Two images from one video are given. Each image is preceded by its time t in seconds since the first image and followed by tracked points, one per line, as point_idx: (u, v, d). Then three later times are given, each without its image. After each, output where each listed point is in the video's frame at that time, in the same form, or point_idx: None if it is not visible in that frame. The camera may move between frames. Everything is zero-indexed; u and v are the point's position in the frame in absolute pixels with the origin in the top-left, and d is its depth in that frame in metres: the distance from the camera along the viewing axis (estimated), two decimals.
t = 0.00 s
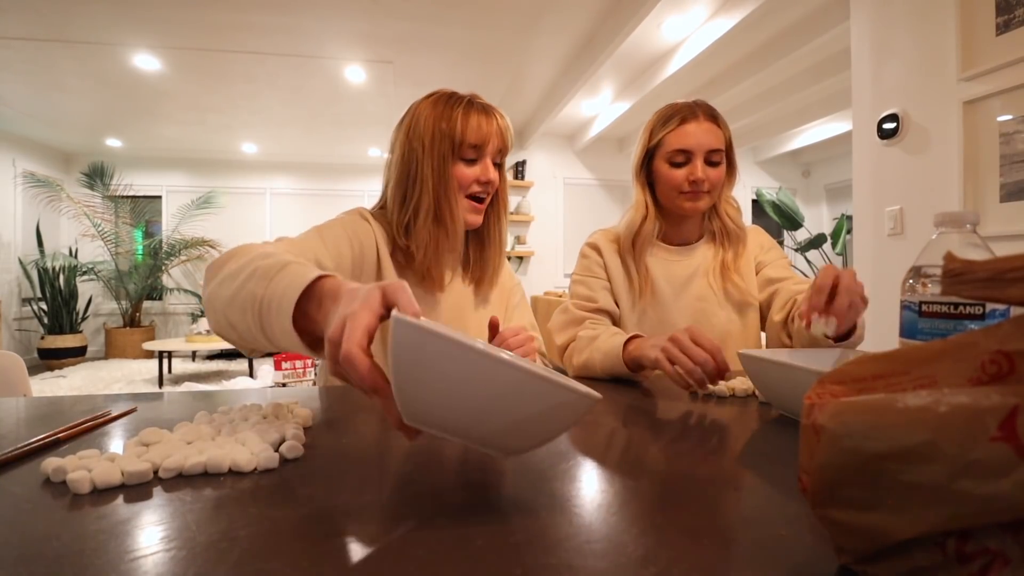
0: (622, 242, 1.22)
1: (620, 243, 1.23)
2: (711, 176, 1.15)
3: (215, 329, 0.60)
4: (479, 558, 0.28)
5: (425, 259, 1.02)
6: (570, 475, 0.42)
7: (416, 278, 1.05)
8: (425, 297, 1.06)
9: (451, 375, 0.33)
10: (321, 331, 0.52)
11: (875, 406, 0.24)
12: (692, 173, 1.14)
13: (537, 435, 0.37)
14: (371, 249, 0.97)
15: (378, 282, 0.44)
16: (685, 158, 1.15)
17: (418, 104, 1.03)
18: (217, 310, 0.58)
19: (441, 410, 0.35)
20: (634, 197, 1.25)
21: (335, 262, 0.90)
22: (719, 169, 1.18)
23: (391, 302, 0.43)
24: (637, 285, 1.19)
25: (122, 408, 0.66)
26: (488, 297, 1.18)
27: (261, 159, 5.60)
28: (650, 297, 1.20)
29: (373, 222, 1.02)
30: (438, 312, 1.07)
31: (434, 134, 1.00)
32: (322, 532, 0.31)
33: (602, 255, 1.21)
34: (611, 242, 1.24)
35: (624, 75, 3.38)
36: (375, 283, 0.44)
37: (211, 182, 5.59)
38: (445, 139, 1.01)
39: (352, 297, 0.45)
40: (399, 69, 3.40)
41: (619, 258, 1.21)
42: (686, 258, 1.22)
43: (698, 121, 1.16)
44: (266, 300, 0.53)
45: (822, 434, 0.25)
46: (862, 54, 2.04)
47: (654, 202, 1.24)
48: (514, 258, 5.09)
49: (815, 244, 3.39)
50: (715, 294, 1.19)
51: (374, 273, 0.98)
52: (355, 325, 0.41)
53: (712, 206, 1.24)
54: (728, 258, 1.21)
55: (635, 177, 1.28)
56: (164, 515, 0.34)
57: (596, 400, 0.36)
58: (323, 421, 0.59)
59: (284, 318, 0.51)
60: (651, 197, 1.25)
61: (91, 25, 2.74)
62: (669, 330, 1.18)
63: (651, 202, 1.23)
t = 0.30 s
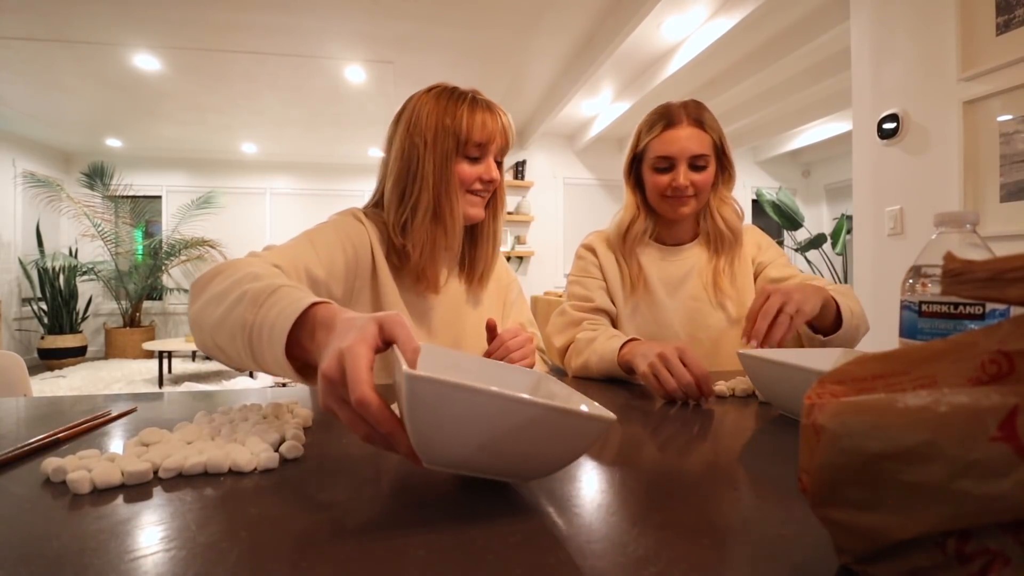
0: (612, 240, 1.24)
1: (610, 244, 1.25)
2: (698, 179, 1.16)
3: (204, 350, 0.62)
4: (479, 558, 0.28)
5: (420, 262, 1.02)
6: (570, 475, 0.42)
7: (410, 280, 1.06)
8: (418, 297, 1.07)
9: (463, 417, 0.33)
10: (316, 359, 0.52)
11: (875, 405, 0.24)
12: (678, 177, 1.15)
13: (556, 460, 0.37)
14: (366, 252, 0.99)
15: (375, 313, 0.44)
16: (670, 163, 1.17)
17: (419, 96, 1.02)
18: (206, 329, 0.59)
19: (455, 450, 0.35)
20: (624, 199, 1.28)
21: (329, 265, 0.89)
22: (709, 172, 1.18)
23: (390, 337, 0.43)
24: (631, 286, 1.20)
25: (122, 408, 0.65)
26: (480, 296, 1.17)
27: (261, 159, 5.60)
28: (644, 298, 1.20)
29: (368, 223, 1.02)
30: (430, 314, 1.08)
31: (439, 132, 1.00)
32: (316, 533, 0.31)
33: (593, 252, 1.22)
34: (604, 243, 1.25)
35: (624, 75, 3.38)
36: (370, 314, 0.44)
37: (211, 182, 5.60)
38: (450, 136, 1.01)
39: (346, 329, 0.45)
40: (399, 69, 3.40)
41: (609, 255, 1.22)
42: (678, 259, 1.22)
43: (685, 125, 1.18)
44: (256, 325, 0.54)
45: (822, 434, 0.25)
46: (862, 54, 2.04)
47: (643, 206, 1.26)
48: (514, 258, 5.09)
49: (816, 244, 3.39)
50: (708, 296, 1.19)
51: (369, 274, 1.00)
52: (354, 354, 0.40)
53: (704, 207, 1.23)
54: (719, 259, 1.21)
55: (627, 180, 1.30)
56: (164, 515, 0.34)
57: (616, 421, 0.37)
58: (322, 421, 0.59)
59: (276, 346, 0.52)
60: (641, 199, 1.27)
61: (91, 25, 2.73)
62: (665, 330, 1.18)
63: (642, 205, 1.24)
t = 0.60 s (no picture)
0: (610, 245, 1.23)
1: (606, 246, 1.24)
2: (698, 176, 1.17)
3: (186, 359, 0.62)
4: (479, 559, 0.28)
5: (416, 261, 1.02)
6: (571, 475, 0.41)
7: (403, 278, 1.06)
8: (411, 297, 1.06)
9: (448, 428, 0.34)
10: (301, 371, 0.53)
11: (876, 404, 0.24)
12: (682, 174, 1.16)
13: (554, 455, 0.39)
14: (357, 253, 0.99)
15: (363, 328, 0.46)
16: (673, 160, 1.16)
17: (411, 92, 1.02)
18: (191, 341, 0.59)
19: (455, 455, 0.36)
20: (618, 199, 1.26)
21: (315, 268, 0.89)
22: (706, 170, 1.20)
23: (379, 353, 0.44)
24: (627, 286, 1.19)
25: (122, 408, 0.66)
26: (475, 292, 1.16)
27: (261, 159, 5.60)
28: (640, 298, 1.20)
29: (360, 226, 1.02)
30: (424, 314, 1.07)
31: (435, 129, 1.00)
32: (316, 533, 0.31)
33: (591, 256, 1.22)
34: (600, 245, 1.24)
35: (624, 75, 3.38)
36: (360, 330, 0.46)
37: (211, 182, 5.60)
38: (447, 133, 1.01)
39: (333, 345, 0.46)
40: (399, 69, 3.40)
41: (607, 261, 1.21)
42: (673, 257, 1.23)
43: (683, 123, 1.19)
44: (241, 340, 0.54)
45: (822, 434, 0.25)
46: (862, 55, 2.05)
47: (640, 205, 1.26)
48: (514, 258, 5.10)
49: (816, 244, 3.39)
50: (705, 295, 1.19)
51: (360, 274, 1.01)
52: (351, 373, 0.40)
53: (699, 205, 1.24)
54: (713, 257, 1.21)
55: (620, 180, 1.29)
56: (163, 515, 0.34)
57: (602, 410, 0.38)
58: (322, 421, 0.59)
59: (262, 360, 0.52)
60: (637, 199, 1.26)
61: (91, 25, 2.73)
62: (662, 330, 1.18)
63: (639, 204, 1.24)
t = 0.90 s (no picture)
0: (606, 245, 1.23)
1: (603, 247, 1.24)
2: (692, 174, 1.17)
3: (185, 364, 0.62)
4: (479, 559, 0.28)
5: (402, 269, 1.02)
6: (572, 475, 0.42)
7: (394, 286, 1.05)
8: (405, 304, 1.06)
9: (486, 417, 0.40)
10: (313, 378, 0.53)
11: (876, 405, 0.24)
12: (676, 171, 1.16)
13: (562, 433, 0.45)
14: (352, 258, 1.00)
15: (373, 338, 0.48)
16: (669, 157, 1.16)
17: (402, 97, 1.03)
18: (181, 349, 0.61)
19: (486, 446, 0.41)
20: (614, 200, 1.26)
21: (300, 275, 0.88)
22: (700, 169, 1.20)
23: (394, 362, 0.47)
24: (625, 288, 1.20)
25: (122, 408, 0.66)
26: (470, 297, 1.16)
27: (261, 159, 5.60)
28: (638, 300, 1.20)
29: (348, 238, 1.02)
30: (417, 319, 1.07)
31: (421, 136, 0.99)
32: (317, 532, 0.31)
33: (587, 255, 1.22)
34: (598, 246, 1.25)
35: (624, 75, 3.38)
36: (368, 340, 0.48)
37: (211, 182, 5.60)
38: (432, 140, 1.00)
39: (343, 357, 0.47)
40: (399, 69, 3.40)
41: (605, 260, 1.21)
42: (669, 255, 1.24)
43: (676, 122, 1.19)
44: (249, 351, 0.54)
45: (821, 435, 0.25)
46: (862, 55, 2.05)
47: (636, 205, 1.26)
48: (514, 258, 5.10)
49: (815, 243, 3.39)
50: (701, 295, 1.19)
51: (354, 279, 1.01)
52: (372, 383, 0.44)
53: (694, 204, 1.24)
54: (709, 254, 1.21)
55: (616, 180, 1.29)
56: (163, 516, 0.34)
57: (600, 386, 0.43)
58: (321, 422, 0.59)
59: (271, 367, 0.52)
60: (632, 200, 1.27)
61: (91, 25, 2.73)
62: (659, 332, 1.18)
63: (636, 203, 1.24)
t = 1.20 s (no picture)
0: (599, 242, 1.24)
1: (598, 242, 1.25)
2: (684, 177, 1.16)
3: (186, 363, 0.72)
4: (479, 558, 0.28)
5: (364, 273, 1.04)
6: (573, 475, 0.42)
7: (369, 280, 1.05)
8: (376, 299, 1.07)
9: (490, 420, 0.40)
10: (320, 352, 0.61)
11: (876, 405, 0.24)
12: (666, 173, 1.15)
13: (570, 430, 0.45)
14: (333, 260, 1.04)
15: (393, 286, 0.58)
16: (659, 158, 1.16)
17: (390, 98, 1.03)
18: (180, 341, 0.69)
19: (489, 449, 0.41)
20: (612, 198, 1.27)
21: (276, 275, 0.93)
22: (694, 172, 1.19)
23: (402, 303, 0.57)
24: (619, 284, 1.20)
25: (122, 407, 0.66)
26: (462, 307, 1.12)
27: (261, 160, 5.60)
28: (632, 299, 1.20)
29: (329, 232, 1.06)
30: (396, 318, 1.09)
31: (396, 131, 0.97)
32: (314, 531, 0.31)
33: (580, 253, 1.23)
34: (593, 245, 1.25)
35: (624, 75, 3.38)
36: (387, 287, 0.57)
37: (211, 182, 5.60)
38: (407, 137, 0.97)
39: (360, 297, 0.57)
40: (399, 69, 3.39)
41: (597, 258, 1.22)
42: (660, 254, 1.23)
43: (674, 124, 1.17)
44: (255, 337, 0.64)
45: (822, 434, 0.25)
46: (862, 54, 2.04)
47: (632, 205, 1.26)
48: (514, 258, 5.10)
49: (815, 243, 3.39)
50: (693, 295, 1.19)
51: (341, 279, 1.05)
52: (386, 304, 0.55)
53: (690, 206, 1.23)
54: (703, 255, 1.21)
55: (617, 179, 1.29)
56: (163, 516, 0.34)
57: (602, 384, 0.43)
58: (322, 422, 0.59)
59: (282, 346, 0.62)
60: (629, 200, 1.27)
61: (92, 25, 2.73)
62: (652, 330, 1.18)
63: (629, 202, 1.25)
